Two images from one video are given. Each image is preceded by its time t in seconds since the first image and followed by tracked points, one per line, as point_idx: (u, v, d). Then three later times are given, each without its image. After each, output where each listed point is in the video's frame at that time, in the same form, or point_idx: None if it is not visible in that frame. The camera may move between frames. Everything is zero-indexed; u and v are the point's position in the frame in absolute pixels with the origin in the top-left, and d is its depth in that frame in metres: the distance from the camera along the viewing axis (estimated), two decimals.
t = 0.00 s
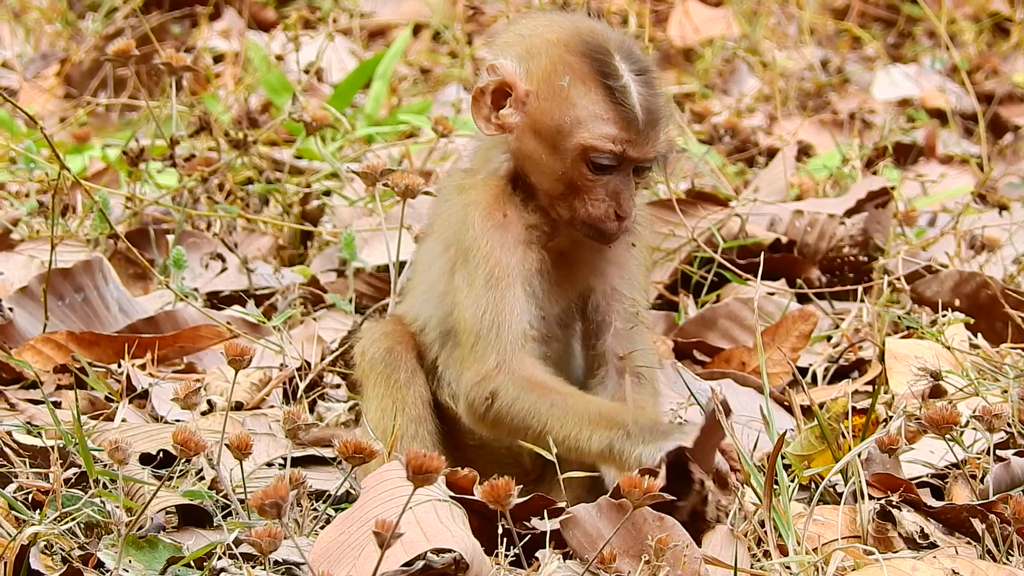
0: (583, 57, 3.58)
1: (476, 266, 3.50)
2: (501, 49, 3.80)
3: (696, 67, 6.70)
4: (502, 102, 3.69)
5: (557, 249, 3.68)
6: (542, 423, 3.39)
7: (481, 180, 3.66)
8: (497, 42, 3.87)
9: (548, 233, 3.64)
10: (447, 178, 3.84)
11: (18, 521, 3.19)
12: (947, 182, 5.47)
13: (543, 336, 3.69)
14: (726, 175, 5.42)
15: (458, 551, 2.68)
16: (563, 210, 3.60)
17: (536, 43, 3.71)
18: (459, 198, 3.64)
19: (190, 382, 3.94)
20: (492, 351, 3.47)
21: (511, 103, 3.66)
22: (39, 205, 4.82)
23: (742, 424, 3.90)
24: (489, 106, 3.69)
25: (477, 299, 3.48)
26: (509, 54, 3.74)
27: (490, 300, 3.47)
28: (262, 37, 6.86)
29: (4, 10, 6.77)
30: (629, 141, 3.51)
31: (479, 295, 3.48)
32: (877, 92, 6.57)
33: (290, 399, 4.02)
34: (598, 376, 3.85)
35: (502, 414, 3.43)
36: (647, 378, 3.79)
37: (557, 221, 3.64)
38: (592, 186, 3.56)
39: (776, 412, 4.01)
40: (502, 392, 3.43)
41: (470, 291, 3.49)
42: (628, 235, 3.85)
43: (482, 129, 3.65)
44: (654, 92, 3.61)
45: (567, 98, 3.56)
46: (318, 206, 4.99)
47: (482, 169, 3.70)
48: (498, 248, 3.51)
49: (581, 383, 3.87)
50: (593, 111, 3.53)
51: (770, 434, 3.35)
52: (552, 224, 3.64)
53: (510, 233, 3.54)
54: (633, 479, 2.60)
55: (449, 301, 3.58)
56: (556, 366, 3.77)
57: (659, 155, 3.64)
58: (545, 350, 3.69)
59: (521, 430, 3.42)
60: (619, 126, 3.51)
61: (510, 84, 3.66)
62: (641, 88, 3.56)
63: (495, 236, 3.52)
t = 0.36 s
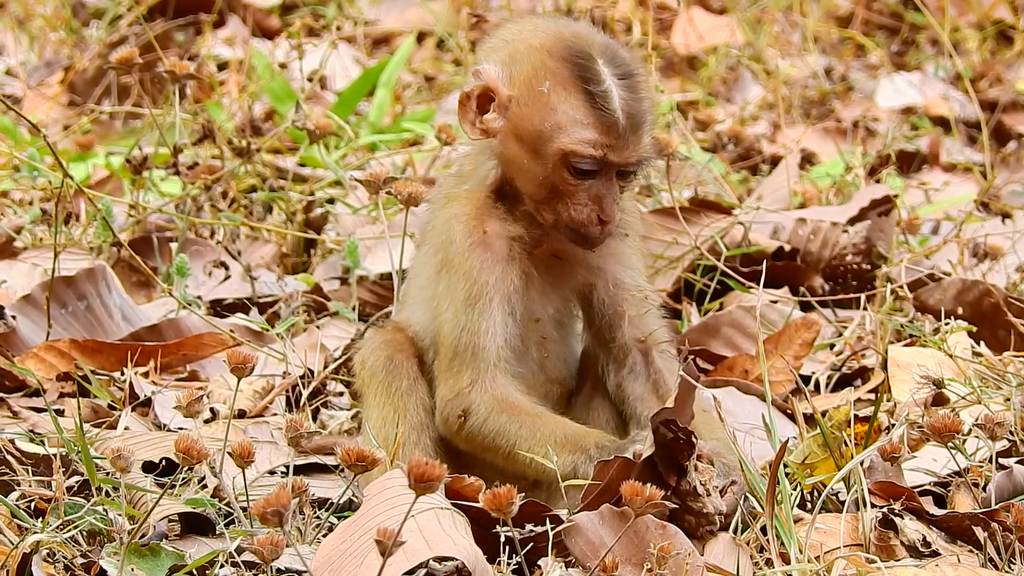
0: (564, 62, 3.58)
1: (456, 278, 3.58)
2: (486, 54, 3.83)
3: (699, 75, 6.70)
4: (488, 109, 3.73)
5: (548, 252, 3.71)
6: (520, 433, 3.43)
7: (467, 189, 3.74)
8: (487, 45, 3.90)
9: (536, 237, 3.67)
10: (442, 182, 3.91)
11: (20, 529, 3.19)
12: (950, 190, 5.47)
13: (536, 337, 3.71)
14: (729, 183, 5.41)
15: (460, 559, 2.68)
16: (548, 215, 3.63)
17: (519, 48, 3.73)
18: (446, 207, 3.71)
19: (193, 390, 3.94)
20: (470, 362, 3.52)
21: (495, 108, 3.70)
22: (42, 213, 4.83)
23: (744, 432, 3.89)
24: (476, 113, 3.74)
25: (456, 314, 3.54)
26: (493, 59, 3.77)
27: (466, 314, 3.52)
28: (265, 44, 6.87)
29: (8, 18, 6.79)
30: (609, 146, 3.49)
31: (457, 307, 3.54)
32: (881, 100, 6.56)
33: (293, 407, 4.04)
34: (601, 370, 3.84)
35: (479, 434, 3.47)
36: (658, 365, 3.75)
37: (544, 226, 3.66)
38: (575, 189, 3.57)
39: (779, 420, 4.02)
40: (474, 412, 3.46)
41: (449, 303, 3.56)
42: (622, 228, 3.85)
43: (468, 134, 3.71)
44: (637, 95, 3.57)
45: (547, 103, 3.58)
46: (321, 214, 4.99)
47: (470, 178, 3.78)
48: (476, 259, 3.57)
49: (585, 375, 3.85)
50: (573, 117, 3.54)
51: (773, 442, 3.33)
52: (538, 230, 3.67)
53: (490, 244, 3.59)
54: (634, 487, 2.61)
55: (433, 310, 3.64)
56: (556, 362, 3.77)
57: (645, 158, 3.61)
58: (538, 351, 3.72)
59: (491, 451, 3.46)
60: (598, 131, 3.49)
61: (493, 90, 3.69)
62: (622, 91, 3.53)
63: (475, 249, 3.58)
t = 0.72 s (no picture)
0: (563, 70, 3.57)
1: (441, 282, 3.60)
2: (487, 59, 3.82)
3: (702, 86, 6.71)
4: (486, 112, 3.74)
5: (538, 260, 3.69)
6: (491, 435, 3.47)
7: (461, 193, 3.75)
8: (491, 48, 3.89)
9: (527, 244, 3.68)
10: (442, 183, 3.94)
11: (22, 540, 3.18)
12: (953, 202, 5.48)
13: (525, 345, 3.72)
14: (732, 195, 5.42)
15: (462, 569, 2.69)
16: (541, 221, 3.63)
17: (519, 53, 3.71)
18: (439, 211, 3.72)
19: (196, 401, 3.94)
20: (446, 363, 3.57)
21: (493, 112, 3.69)
22: (45, 224, 4.83)
23: (747, 443, 3.89)
24: (474, 117, 3.74)
25: (430, 316, 3.58)
26: (494, 64, 3.77)
27: (444, 316, 3.58)
28: (268, 55, 6.89)
29: (11, 29, 6.80)
30: (604, 155, 3.49)
31: (440, 309, 3.57)
32: (884, 112, 6.57)
33: (295, 418, 4.02)
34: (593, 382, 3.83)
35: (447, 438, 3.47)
36: (655, 383, 3.76)
37: (535, 233, 3.67)
38: (570, 197, 3.57)
39: (781, 431, 4.02)
40: (422, 401, 3.53)
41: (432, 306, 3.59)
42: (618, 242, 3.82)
43: (464, 138, 3.71)
44: (637, 106, 3.56)
45: (544, 110, 3.57)
46: (324, 225, 5.00)
47: (466, 183, 3.77)
48: (461, 264, 3.62)
49: (579, 385, 3.81)
50: (569, 125, 3.53)
51: (775, 454, 3.31)
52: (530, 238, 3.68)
53: (473, 250, 3.63)
54: (636, 498, 2.63)
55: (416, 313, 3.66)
56: (547, 369, 3.75)
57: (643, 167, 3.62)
58: (528, 359, 3.72)
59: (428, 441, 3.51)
60: (594, 140, 3.49)
61: (491, 94, 3.69)
62: (621, 101, 3.52)
63: (457, 254, 3.62)
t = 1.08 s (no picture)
0: (555, 70, 3.59)
1: (443, 292, 3.60)
2: (477, 68, 3.82)
3: (705, 97, 6.71)
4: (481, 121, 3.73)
5: (537, 269, 3.70)
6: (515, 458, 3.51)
7: (457, 204, 3.74)
8: (479, 59, 3.88)
9: (526, 253, 3.68)
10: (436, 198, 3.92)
11: (26, 551, 3.18)
12: (955, 213, 5.49)
13: (526, 355, 3.73)
14: (735, 206, 5.42)
15: None
16: (541, 225, 3.62)
17: (510, 59, 3.72)
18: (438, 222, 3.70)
19: (198, 412, 3.93)
20: (457, 378, 3.57)
21: (487, 119, 3.67)
22: (48, 235, 4.83)
23: (749, 455, 3.88)
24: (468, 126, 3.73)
25: (444, 334, 3.57)
26: (485, 72, 3.76)
27: (449, 327, 3.57)
28: (271, 67, 6.90)
29: (13, 40, 6.80)
30: (601, 150, 3.49)
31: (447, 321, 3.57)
32: (887, 123, 6.58)
33: (298, 429, 4.02)
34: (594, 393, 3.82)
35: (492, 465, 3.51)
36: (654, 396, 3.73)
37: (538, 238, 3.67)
38: (570, 197, 3.56)
39: (784, 443, 4.01)
40: (464, 437, 3.54)
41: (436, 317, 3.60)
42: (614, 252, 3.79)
43: (460, 147, 3.68)
44: (631, 103, 3.59)
45: (538, 110, 3.57)
46: (326, 237, 5.00)
47: (462, 193, 3.77)
48: (461, 274, 3.60)
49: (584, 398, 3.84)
50: (566, 122, 3.53)
51: (779, 466, 3.28)
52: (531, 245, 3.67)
53: (472, 260, 3.62)
54: (640, 510, 2.62)
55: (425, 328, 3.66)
56: (547, 380, 3.78)
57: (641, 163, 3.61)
58: (530, 369, 3.74)
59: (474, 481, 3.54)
60: (591, 136, 3.49)
61: (485, 100, 3.66)
62: (614, 98, 3.54)
63: (454, 262, 3.61)
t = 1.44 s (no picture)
0: (574, 87, 3.61)
1: (456, 304, 3.60)
2: (496, 83, 3.84)
3: (706, 107, 6.72)
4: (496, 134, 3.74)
5: (549, 283, 3.69)
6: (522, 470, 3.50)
7: (471, 213, 3.74)
8: (497, 74, 3.90)
9: (538, 267, 3.67)
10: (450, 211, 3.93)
11: (27, 562, 3.17)
12: (957, 223, 5.49)
13: (537, 370, 3.74)
14: (736, 217, 5.43)
15: None
16: (553, 241, 3.62)
17: (529, 75, 3.74)
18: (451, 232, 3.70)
19: (200, 423, 3.93)
20: (468, 390, 3.57)
21: (503, 132, 3.69)
22: (50, 245, 4.83)
23: (751, 465, 3.88)
24: (483, 139, 3.73)
25: (456, 345, 3.57)
26: (503, 86, 3.78)
27: (460, 339, 3.57)
28: (272, 77, 6.90)
29: (15, 50, 6.81)
30: (617, 169, 3.51)
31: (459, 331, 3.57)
32: (888, 133, 6.59)
33: (300, 440, 4.01)
34: (609, 414, 3.84)
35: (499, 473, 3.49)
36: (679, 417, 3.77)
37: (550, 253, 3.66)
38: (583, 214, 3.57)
39: (786, 453, 4.00)
40: (474, 449, 3.53)
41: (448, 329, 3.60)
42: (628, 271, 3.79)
43: (475, 160, 3.71)
44: (648, 124, 3.61)
45: (555, 125, 3.58)
46: (328, 247, 5.00)
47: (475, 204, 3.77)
48: (472, 286, 3.59)
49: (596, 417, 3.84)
50: (582, 139, 3.54)
51: (780, 475, 3.26)
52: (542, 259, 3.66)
53: (482, 271, 3.61)
54: (642, 521, 2.62)
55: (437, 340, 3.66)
56: (556, 396, 3.79)
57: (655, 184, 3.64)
58: (539, 384, 3.75)
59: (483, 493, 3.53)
60: (607, 154, 3.51)
61: (502, 113, 3.69)
62: (632, 118, 3.56)
63: (465, 273, 3.61)
